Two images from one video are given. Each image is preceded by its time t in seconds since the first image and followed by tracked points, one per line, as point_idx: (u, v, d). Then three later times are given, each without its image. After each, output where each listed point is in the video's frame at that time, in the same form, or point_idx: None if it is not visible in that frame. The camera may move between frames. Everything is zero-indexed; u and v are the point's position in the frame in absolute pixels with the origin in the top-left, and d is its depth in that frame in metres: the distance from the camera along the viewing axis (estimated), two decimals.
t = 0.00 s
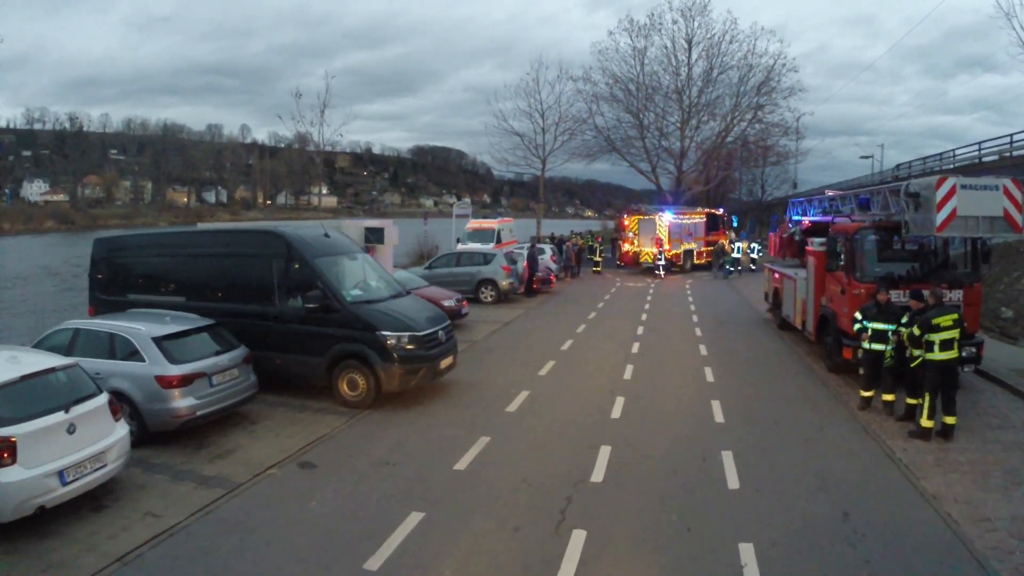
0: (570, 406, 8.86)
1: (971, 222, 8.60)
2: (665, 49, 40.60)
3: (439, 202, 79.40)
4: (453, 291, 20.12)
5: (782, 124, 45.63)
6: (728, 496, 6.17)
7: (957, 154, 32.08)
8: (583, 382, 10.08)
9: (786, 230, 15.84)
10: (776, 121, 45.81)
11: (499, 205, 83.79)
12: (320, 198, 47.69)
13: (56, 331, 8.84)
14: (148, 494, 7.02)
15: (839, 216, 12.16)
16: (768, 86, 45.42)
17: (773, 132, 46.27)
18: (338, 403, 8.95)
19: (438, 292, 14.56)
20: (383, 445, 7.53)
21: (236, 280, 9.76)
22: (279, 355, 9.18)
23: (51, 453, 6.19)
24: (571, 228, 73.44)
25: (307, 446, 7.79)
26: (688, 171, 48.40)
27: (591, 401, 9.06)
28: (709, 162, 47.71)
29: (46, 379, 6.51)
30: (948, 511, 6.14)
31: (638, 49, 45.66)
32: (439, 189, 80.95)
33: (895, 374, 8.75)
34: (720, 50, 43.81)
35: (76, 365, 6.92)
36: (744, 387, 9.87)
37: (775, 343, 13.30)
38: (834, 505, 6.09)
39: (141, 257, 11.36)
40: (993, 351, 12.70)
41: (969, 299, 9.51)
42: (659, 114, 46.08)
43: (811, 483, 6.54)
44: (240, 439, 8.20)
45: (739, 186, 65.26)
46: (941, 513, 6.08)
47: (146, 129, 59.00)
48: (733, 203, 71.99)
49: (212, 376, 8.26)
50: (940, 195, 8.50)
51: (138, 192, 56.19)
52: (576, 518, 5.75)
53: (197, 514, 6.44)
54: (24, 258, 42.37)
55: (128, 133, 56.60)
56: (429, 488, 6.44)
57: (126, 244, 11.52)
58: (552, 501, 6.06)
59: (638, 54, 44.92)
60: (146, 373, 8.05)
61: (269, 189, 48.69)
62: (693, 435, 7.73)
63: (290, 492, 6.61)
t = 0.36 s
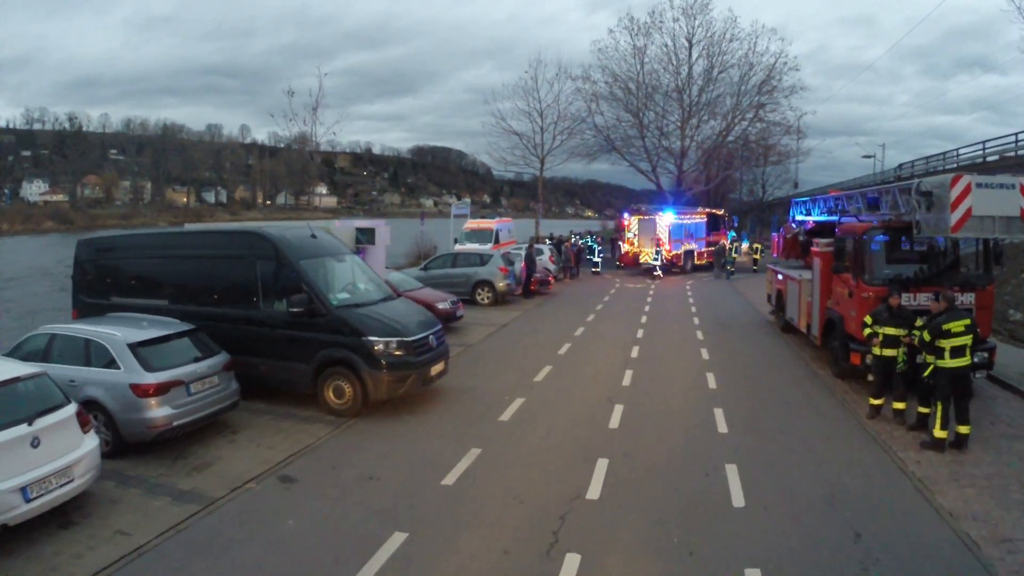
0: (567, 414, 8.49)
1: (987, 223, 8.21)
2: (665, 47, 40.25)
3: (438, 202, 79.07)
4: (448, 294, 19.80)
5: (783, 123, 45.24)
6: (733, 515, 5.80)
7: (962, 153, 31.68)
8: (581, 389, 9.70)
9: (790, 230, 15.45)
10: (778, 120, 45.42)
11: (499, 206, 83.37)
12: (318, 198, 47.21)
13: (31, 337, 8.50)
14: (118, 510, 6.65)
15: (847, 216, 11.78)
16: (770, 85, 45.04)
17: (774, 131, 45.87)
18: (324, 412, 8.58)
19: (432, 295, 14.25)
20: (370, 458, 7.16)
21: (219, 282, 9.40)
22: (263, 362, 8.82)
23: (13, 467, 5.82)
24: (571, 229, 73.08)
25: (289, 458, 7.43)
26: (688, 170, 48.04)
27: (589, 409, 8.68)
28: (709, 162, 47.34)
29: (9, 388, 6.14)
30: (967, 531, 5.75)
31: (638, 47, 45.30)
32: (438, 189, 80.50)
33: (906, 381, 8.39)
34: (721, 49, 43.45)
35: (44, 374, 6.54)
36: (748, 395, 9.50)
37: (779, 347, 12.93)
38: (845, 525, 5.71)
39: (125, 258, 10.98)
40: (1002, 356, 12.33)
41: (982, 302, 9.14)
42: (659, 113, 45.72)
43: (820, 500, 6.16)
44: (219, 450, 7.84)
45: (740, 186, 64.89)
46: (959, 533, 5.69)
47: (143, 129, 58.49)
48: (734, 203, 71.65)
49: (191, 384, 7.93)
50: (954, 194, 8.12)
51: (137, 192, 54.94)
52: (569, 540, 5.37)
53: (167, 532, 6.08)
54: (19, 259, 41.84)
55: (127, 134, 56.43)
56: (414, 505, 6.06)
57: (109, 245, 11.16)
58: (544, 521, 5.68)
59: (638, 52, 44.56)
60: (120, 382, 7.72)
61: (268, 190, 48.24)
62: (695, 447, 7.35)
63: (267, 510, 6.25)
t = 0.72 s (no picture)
0: (563, 422, 8.12)
1: (1005, 221, 7.82)
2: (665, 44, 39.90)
3: (438, 201, 78.64)
4: (444, 295, 19.45)
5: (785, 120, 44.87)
6: (735, 534, 5.45)
7: (968, 150, 31.31)
8: (578, 396, 9.32)
9: (794, 229, 15.09)
10: (779, 117, 45.04)
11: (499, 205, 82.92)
12: (318, 198, 46.70)
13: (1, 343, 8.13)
14: (88, 527, 6.29)
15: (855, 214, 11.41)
16: (771, 82, 44.69)
17: (775, 129, 45.49)
18: (309, 420, 8.23)
19: (426, 296, 13.96)
20: (354, 471, 6.80)
21: (200, 284, 9.05)
22: (245, 367, 8.49)
23: None
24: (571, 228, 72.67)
25: (270, 471, 7.06)
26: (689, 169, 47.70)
27: (587, 417, 8.31)
28: (710, 160, 46.97)
29: None
30: (987, 551, 5.38)
31: (638, 44, 44.89)
32: (438, 189, 80.20)
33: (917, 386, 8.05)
34: (722, 46, 43.06)
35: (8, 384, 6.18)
36: (752, 401, 9.13)
37: (782, 350, 12.57)
38: (856, 544, 5.36)
39: (108, 260, 10.57)
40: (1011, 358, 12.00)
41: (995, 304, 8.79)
42: (659, 111, 45.33)
43: (828, 517, 5.81)
44: (198, 462, 7.50)
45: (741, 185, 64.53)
46: (978, 553, 5.34)
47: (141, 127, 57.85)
48: (734, 202, 71.29)
49: (167, 393, 7.61)
50: (971, 191, 7.72)
51: (136, 192, 48.63)
52: (560, 563, 5.02)
53: (137, 551, 5.73)
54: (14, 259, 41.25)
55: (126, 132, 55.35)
56: (397, 524, 5.72)
57: (93, 246, 10.77)
58: (535, 540, 5.34)
59: (638, 49, 44.17)
60: (94, 391, 7.39)
61: (267, 190, 47.67)
62: (695, 458, 6.99)
63: (243, 529, 5.90)
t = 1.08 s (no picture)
0: (557, 433, 7.75)
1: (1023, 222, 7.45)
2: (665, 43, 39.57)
3: (438, 201, 78.16)
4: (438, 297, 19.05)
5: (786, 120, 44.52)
6: (741, 558, 5.07)
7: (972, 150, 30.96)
8: (575, 404, 8.95)
9: (798, 229, 14.72)
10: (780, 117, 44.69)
11: (499, 206, 82.54)
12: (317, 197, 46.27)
13: None
14: (51, 546, 5.89)
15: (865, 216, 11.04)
16: (772, 81, 44.35)
17: (776, 129, 45.14)
18: (292, 431, 7.87)
19: (419, 299, 13.63)
20: (334, 488, 6.43)
21: (179, 288, 8.71)
22: (226, 374, 8.14)
23: None
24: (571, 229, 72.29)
25: (247, 488, 6.69)
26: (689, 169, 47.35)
27: (584, 428, 7.93)
28: (711, 160, 46.62)
29: None
30: None
31: (638, 43, 44.55)
32: (438, 188, 79.80)
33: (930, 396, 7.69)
34: (723, 44, 42.72)
35: None
36: (757, 411, 8.74)
37: (785, 355, 12.20)
38: (871, 570, 4.98)
39: (96, 261, 9.75)
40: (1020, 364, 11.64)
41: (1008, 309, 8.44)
42: (660, 111, 44.97)
43: (841, 539, 5.43)
44: (173, 477, 7.11)
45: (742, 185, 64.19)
46: None
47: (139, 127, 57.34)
48: (735, 203, 70.95)
49: (140, 403, 7.22)
50: (989, 191, 7.33)
51: (134, 192, 45.57)
52: None
53: None
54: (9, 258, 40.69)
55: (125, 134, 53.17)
56: (378, 546, 5.34)
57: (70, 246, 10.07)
58: (526, 565, 4.97)
59: (638, 48, 43.80)
60: (63, 402, 7.00)
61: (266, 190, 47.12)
62: (697, 474, 6.62)
63: (214, 551, 5.51)
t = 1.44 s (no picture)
0: (550, 444, 7.40)
1: None
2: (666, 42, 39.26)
3: (437, 202, 77.74)
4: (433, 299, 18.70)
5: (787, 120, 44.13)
6: None
7: (978, 150, 30.58)
8: (572, 413, 8.59)
9: (802, 230, 14.37)
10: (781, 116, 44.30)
11: (500, 206, 82.38)
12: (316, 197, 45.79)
13: None
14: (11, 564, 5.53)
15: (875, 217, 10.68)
16: (773, 81, 43.96)
17: (778, 128, 44.78)
18: (274, 441, 7.52)
19: (410, 302, 13.32)
20: (314, 506, 6.09)
21: (159, 291, 8.28)
22: (206, 382, 7.76)
23: None
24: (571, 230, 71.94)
25: (222, 504, 6.34)
26: (689, 168, 47.01)
27: (580, 439, 7.56)
28: (711, 160, 46.26)
29: None
30: None
31: (638, 41, 44.18)
32: (438, 189, 79.56)
33: (944, 406, 7.32)
34: (723, 44, 42.35)
35: None
36: (761, 420, 8.39)
37: (787, 360, 11.85)
38: None
39: (78, 262, 9.21)
40: None
41: None
42: (660, 110, 44.60)
43: (857, 565, 5.05)
44: (148, 491, 6.76)
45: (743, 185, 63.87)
46: None
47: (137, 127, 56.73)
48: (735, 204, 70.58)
49: (111, 414, 6.86)
50: (1010, 191, 6.99)
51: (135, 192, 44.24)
52: None
53: None
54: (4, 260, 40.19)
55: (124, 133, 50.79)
56: (355, 571, 4.97)
57: (52, 247, 9.58)
58: None
59: (638, 46, 43.43)
60: (29, 413, 6.63)
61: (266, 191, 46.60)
62: (701, 491, 6.24)
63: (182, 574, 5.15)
